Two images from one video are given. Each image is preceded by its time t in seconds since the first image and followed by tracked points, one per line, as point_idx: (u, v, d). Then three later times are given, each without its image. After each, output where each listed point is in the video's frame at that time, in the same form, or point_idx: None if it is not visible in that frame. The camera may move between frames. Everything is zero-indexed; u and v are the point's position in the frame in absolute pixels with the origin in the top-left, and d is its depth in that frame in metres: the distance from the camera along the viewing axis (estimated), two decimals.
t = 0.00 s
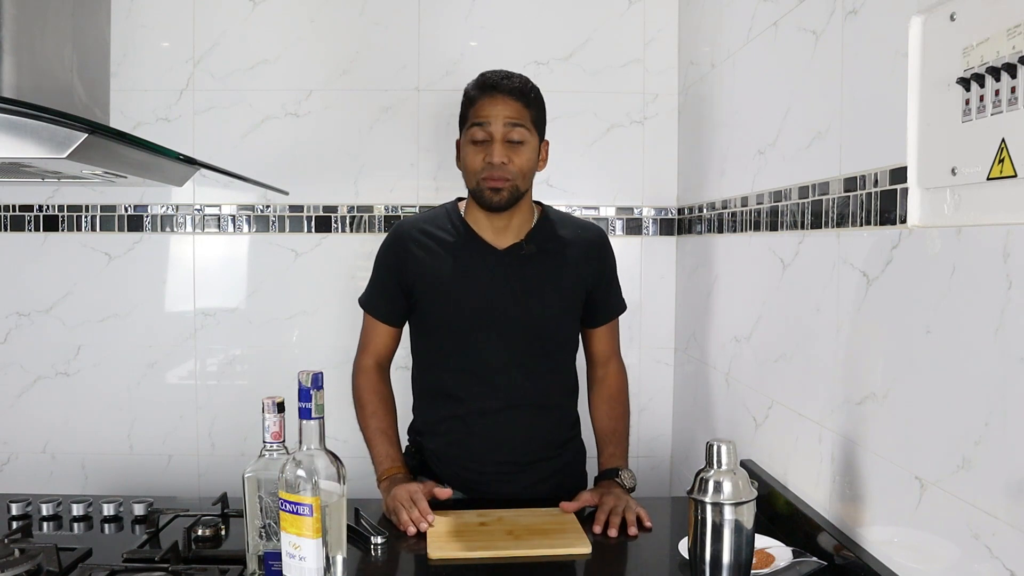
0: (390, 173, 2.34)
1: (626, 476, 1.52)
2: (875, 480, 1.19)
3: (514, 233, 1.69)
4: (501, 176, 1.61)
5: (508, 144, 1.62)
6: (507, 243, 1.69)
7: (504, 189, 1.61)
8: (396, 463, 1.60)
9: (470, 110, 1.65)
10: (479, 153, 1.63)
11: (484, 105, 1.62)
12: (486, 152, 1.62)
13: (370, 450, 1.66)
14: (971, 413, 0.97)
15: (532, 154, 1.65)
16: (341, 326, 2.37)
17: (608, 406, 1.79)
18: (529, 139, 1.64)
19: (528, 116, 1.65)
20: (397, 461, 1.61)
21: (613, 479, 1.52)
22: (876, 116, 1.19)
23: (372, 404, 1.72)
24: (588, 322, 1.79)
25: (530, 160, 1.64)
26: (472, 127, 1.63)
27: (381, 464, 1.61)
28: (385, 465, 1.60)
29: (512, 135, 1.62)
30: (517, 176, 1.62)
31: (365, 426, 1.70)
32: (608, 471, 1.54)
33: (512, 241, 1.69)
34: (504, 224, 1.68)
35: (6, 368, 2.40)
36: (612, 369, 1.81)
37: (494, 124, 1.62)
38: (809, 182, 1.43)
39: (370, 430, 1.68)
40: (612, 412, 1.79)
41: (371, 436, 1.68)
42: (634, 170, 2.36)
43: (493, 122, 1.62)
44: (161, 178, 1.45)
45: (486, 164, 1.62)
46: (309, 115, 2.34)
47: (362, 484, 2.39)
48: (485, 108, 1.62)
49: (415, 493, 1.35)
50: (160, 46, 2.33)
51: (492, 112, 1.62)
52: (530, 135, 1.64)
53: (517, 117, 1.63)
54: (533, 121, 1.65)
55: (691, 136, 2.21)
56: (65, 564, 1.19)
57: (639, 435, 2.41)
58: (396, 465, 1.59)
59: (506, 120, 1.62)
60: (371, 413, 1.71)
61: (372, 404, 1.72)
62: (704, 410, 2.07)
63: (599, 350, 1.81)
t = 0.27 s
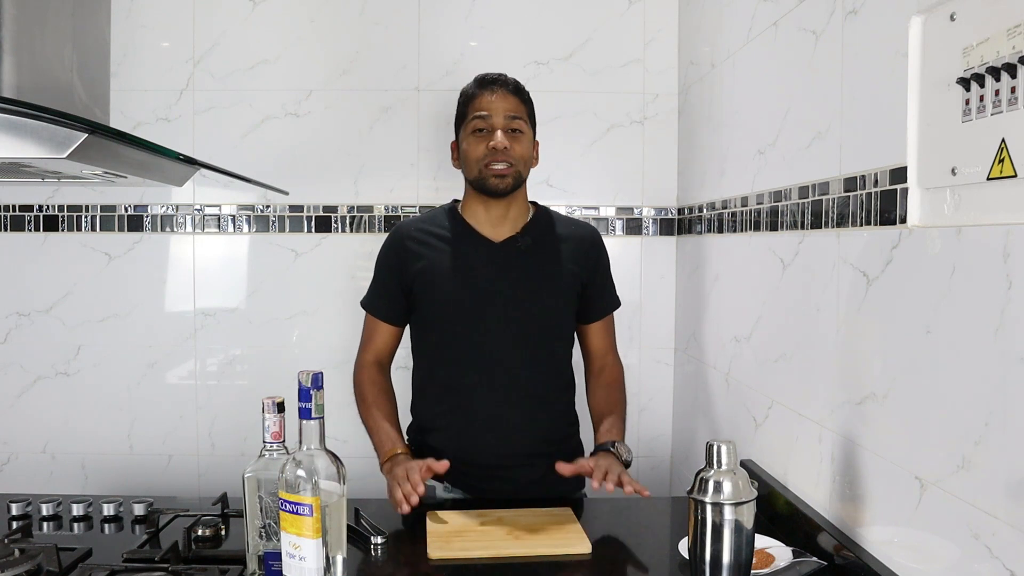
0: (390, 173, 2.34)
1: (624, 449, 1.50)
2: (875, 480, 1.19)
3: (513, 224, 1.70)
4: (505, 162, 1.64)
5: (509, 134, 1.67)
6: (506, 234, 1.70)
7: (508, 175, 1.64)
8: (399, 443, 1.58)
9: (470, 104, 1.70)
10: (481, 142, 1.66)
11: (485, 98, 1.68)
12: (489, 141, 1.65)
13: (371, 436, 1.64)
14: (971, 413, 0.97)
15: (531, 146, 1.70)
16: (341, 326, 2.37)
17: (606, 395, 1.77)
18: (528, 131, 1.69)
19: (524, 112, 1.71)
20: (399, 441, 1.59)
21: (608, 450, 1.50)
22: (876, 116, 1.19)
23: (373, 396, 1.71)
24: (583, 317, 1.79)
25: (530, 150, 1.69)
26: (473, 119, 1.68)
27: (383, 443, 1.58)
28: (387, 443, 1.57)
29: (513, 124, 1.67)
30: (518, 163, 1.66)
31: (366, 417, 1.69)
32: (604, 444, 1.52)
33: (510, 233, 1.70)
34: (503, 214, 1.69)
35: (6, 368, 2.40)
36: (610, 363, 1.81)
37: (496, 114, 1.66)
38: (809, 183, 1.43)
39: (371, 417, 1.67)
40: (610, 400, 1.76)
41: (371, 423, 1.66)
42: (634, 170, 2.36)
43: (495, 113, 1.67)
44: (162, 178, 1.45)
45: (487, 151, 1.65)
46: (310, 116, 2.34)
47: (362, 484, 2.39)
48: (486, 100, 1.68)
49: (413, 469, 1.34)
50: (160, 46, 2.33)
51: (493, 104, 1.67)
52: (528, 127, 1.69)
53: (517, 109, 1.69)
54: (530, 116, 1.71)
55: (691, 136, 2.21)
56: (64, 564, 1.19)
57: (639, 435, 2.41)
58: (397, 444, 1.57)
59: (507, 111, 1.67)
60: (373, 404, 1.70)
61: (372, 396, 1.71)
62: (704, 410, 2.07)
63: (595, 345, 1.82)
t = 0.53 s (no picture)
0: (390, 173, 2.34)
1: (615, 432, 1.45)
2: (875, 480, 1.19)
3: (509, 223, 1.70)
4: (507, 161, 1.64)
5: (512, 133, 1.67)
6: (503, 233, 1.70)
7: (510, 174, 1.64)
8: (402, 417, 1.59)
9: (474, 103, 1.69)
10: (483, 140, 1.66)
11: (489, 97, 1.68)
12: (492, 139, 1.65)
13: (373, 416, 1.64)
14: (971, 413, 0.97)
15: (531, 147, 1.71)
16: (341, 326, 2.37)
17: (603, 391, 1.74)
18: (529, 132, 1.70)
19: (527, 113, 1.72)
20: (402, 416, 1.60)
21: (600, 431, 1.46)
22: (876, 115, 1.19)
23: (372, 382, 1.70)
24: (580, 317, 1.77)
25: (531, 150, 1.69)
26: (476, 117, 1.67)
27: (388, 420, 1.59)
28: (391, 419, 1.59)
29: (516, 124, 1.67)
30: (520, 163, 1.66)
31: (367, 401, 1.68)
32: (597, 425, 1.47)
33: (507, 231, 1.70)
34: (501, 214, 1.70)
35: (6, 369, 2.40)
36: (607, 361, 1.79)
37: (500, 113, 1.66)
38: (809, 183, 1.43)
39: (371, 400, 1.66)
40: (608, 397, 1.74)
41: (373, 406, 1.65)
42: (634, 170, 2.36)
43: (499, 112, 1.67)
44: (161, 178, 1.45)
45: (490, 150, 1.65)
46: (310, 115, 2.34)
47: (362, 484, 2.39)
48: (490, 100, 1.68)
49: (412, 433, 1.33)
50: (160, 46, 2.33)
51: (497, 103, 1.67)
52: (530, 128, 1.70)
53: (519, 110, 1.69)
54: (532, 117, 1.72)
55: (691, 136, 2.21)
56: (64, 564, 1.19)
57: (639, 435, 2.41)
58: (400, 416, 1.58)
59: (510, 111, 1.67)
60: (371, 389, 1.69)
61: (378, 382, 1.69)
62: (704, 410, 2.07)
63: (591, 343, 1.80)
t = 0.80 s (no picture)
0: (390, 173, 2.34)
1: (604, 429, 1.48)
2: (875, 480, 1.19)
3: (511, 223, 1.70)
4: (513, 160, 1.64)
5: (517, 134, 1.67)
6: (503, 232, 1.70)
7: (515, 174, 1.65)
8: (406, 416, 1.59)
9: (480, 102, 1.69)
10: (489, 140, 1.66)
11: (496, 98, 1.68)
12: (498, 138, 1.65)
13: (376, 417, 1.64)
14: (971, 413, 0.97)
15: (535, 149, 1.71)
16: (342, 326, 2.37)
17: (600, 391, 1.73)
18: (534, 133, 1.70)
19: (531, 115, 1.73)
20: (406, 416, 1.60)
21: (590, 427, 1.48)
22: (876, 115, 1.19)
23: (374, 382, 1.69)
24: (580, 317, 1.77)
25: (535, 151, 1.69)
26: (483, 117, 1.67)
27: (392, 421, 1.59)
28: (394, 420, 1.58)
29: (522, 125, 1.67)
30: (524, 164, 1.66)
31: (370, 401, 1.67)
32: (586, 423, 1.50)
33: (507, 231, 1.70)
34: (503, 215, 1.70)
35: (6, 369, 2.40)
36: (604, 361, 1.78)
37: (507, 113, 1.66)
38: (809, 182, 1.43)
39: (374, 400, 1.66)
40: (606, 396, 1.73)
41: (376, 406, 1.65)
42: (634, 170, 2.36)
43: (506, 112, 1.67)
44: (161, 178, 1.45)
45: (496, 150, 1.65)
46: (310, 116, 2.34)
47: (362, 484, 2.39)
48: (497, 100, 1.68)
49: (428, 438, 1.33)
50: (160, 46, 2.33)
51: (504, 104, 1.67)
52: (535, 130, 1.71)
53: (525, 111, 1.70)
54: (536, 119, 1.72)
55: (691, 136, 2.21)
56: (64, 564, 1.19)
57: (639, 435, 2.41)
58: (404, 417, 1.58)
59: (517, 111, 1.68)
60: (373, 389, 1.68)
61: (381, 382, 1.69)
62: (704, 410, 2.07)
63: (590, 343, 1.79)
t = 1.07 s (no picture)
0: (390, 173, 2.34)
1: (609, 434, 1.50)
2: (875, 480, 1.19)
3: (511, 223, 1.70)
4: (513, 161, 1.64)
5: (518, 134, 1.67)
6: (504, 232, 1.70)
7: (516, 175, 1.65)
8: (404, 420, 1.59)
9: (480, 103, 1.69)
10: (490, 141, 1.66)
11: (497, 98, 1.68)
12: (499, 139, 1.65)
13: (375, 419, 1.63)
14: (971, 413, 0.97)
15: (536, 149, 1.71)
16: (341, 326, 2.37)
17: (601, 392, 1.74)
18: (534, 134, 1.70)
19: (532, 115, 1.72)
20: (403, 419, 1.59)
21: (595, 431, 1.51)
22: (876, 115, 1.19)
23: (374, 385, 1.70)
24: (581, 317, 1.77)
25: (535, 152, 1.69)
26: (483, 117, 1.67)
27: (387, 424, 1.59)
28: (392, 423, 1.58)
29: (523, 126, 1.67)
30: (525, 164, 1.66)
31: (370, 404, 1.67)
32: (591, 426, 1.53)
33: (508, 231, 1.70)
34: (503, 215, 1.70)
35: (6, 369, 2.40)
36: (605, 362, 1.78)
37: (508, 113, 1.66)
38: (809, 182, 1.43)
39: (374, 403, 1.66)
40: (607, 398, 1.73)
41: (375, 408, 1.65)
42: (634, 170, 2.36)
43: (506, 113, 1.67)
44: (161, 178, 1.45)
45: (497, 150, 1.65)
46: (310, 116, 2.34)
47: (362, 484, 2.39)
48: (498, 100, 1.68)
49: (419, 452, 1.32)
50: (160, 46, 2.33)
51: (505, 104, 1.67)
52: (535, 130, 1.71)
53: (525, 111, 1.70)
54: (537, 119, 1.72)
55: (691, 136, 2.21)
56: (64, 564, 1.19)
57: (640, 435, 2.41)
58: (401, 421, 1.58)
59: (517, 112, 1.68)
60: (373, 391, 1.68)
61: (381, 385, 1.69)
62: (704, 410, 2.07)
63: (591, 344, 1.79)
